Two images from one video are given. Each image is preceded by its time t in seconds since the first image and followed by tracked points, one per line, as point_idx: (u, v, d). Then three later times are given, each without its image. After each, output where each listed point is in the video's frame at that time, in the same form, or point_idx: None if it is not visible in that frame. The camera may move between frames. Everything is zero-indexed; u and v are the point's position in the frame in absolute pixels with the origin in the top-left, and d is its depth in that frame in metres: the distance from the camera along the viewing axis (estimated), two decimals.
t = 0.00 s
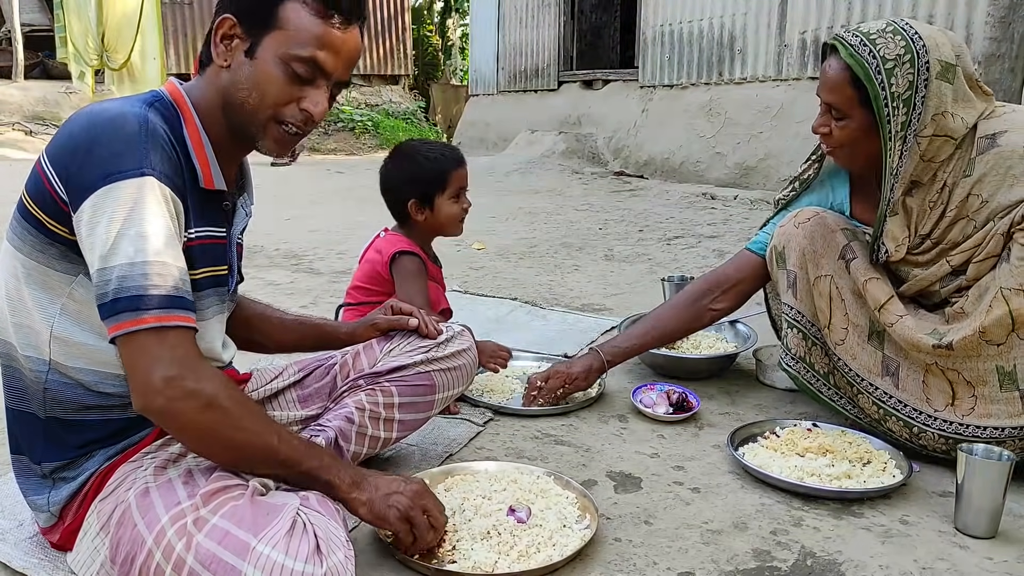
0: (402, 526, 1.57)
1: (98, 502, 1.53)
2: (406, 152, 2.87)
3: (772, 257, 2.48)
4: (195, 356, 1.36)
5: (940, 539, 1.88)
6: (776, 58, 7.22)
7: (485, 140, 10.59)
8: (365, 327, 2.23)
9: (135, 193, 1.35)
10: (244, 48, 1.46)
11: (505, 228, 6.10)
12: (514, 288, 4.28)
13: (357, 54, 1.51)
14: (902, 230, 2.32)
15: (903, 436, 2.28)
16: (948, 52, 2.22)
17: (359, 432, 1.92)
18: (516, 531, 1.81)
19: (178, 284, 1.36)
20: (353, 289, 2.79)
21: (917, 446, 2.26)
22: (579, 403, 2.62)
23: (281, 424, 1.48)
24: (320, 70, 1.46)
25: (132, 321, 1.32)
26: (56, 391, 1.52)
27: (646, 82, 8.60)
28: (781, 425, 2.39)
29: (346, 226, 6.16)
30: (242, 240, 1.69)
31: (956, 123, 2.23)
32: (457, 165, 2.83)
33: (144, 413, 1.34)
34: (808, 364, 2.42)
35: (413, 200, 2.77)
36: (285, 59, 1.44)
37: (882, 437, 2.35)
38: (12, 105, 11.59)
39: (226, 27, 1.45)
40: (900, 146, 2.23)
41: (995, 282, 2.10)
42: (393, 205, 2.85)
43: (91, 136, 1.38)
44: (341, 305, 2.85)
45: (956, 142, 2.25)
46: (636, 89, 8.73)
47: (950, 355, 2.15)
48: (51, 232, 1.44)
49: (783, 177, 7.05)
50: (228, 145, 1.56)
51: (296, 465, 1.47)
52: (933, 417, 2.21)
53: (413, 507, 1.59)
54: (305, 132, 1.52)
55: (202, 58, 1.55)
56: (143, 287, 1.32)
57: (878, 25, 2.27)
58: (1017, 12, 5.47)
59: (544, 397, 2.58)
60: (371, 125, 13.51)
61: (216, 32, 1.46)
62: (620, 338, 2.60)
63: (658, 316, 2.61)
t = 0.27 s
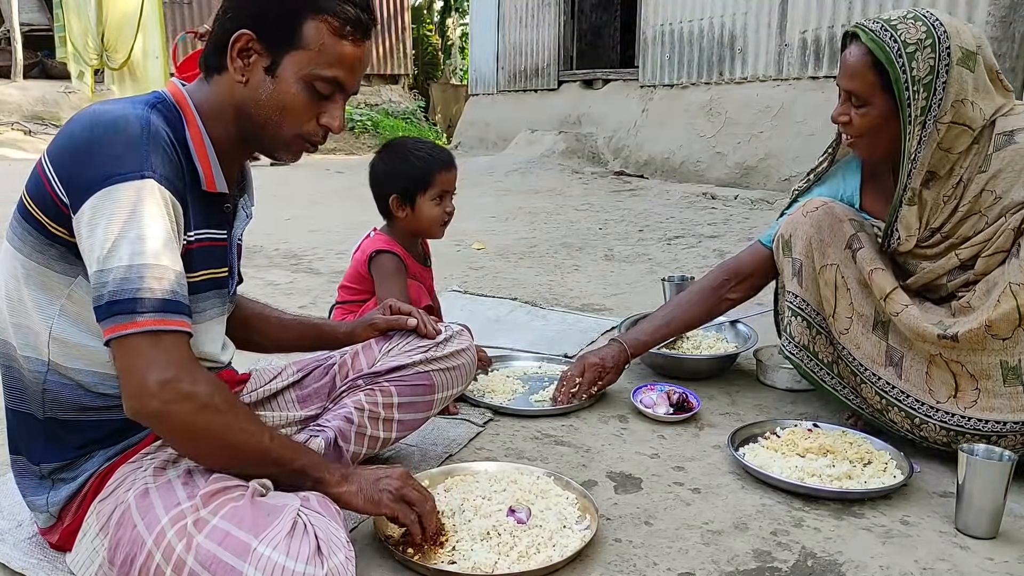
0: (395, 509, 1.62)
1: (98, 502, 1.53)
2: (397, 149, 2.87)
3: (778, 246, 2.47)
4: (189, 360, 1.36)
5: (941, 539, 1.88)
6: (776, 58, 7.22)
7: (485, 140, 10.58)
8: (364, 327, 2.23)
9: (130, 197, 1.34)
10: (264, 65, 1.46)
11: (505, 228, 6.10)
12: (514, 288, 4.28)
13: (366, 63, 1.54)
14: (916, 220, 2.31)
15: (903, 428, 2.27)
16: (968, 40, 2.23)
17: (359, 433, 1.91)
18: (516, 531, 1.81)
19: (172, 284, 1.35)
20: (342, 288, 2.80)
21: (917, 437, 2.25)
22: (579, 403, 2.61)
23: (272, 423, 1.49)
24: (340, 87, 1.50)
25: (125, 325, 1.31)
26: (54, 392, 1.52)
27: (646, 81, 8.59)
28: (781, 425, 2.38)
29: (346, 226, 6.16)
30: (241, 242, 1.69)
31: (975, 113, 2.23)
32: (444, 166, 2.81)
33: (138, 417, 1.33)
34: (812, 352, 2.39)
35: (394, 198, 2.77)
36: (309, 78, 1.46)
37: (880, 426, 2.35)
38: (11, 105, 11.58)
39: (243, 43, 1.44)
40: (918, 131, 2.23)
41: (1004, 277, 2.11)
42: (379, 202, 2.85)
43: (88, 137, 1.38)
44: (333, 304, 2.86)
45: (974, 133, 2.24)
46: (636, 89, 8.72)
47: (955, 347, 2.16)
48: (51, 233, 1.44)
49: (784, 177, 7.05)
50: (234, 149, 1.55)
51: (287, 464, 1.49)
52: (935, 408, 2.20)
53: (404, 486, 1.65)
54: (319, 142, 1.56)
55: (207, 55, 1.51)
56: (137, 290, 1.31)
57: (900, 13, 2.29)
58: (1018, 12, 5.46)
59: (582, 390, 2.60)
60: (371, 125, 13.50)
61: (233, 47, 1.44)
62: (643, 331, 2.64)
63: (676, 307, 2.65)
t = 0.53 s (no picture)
0: (420, 527, 1.57)
1: (99, 503, 1.53)
2: (397, 151, 2.86)
3: (781, 244, 2.48)
4: (216, 356, 1.36)
5: (940, 539, 1.88)
6: (776, 58, 7.22)
7: (485, 140, 10.59)
8: (364, 327, 2.23)
9: (142, 196, 1.35)
10: (264, 66, 1.46)
11: (505, 228, 6.10)
12: (514, 288, 4.28)
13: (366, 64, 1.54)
14: (918, 219, 2.32)
15: (905, 424, 2.28)
16: (981, 41, 2.24)
17: (359, 432, 1.92)
18: (516, 531, 1.81)
19: (193, 283, 1.35)
20: (344, 289, 2.81)
21: (919, 434, 2.26)
22: (579, 403, 2.61)
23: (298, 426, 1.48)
24: (340, 89, 1.50)
25: (152, 323, 1.32)
26: (57, 393, 1.52)
27: (646, 81, 8.59)
28: (781, 425, 2.39)
29: (346, 226, 6.16)
30: (242, 242, 1.68)
31: (982, 114, 2.23)
32: (444, 168, 2.80)
33: (166, 413, 1.34)
34: (814, 349, 2.40)
35: (395, 201, 2.77)
36: (310, 79, 1.46)
37: (882, 422, 2.36)
38: (11, 104, 11.59)
39: (244, 44, 1.44)
40: (924, 128, 2.24)
41: (1006, 276, 2.11)
42: (380, 204, 2.85)
43: (95, 137, 1.38)
44: (335, 304, 2.87)
45: (980, 134, 2.24)
46: (636, 89, 8.72)
47: (956, 344, 2.16)
48: (56, 235, 1.44)
49: (783, 177, 7.05)
50: (236, 148, 1.56)
51: (313, 469, 1.47)
52: (937, 405, 2.21)
53: (430, 505, 1.60)
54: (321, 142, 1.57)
55: (208, 53, 1.52)
56: (160, 291, 1.32)
57: (917, 7, 2.29)
58: (1017, 12, 5.46)
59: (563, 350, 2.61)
60: (371, 125, 13.51)
61: (234, 49, 1.45)
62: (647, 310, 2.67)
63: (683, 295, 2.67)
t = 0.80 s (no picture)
0: (394, 526, 1.57)
1: (98, 502, 1.53)
2: (397, 153, 2.86)
3: (777, 248, 2.47)
4: (191, 361, 1.36)
5: (940, 539, 1.88)
6: (776, 58, 7.22)
7: (485, 140, 10.58)
8: (364, 327, 2.23)
9: (131, 198, 1.35)
10: (266, 66, 1.46)
11: (505, 228, 6.10)
12: (514, 288, 4.28)
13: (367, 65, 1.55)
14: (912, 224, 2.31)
15: (903, 428, 2.28)
16: (973, 52, 2.21)
17: (359, 433, 1.92)
18: (515, 531, 1.81)
19: (175, 284, 1.35)
20: (348, 288, 2.81)
21: (917, 437, 2.26)
22: (579, 403, 2.61)
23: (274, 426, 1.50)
24: (341, 89, 1.51)
25: (129, 325, 1.32)
26: (55, 391, 1.52)
27: (646, 81, 8.59)
28: (781, 425, 2.39)
29: (346, 226, 6.16)
30: (239, 241, 1.69)
31: (976, 125, 2.22)
32: (446, 166, 2.81)
33: (142, 415, 1.35)
34: (811, 353, 2.41)
35: (400, 203, 2.77)
36: (311, 79, 1.47)
37: (880, 426, 2.35)
38: (11, 105, 11.58)
39: (247, 44, 1.44)
40: (922, 148, 2.23)
41: (1001, 278, 2.11)
42: (384, 206, 2.85)
43: (89, 137, 1.38)
44: (338, 303, 2.87)
45: (975, 143, 2.24)
46: (636, 89, 8.72)
47: (952, 347, 2.16)
48: (53, 234, 1.44)
49: (783, 177, 7.05)
50: (232, 149, 1.56)
51: (287, 468, 1.50)
52: (934, 409, 2.21)
53: (406, 502, 1.59)
54: (319, 141, 1.57)
55: (208, 56, 1.51)
56: (139, 291, 1.32)
57: (904, 23, 2.27)
58: (1017, 12, 5.47)
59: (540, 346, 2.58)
60: (371, 125, 13.51)
61: (236, 48, 1.44)
62: (630, 303, 2.65)
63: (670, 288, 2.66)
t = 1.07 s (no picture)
0: (403, 504, 1.63)
1: (98, 502, 1.53)
2: (397, 153, 2.87)
3: (775, 257, 2.45)
4: (196, 354, 1.36)
5: (939, 539, 1.88)
6: (776, 58, 7.22)
7: (485, 140, 10.58)
8: (363, 327, 2.22)
9: (135, 194, 1.35)
10: (260, 65, 1.46)
11: (504, 228, 6.10)
12: (513, 288, 4.28)
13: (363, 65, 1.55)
14: (909, 227, 2.31)
15: (909, 436, 2.27)
16: (959, 47, 2.23)
17: (359, 433, 1.91)
18: (515, 531, 1.81)
19: (180, 281, 1.35)
20: (348, 288, 2.81)
21: (922, 445, 2.25)
22: (578, 403, 2.61)
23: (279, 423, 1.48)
24: (335, 88, 1.51)
25: (132, 320, 1.31)
26: (54, 392, 1.52)
27: (646, 81, 8.59)
28: (780, 425, 2.39)
29: (346, 226, 6.17)
30: (237, 242, 1.69)
31: (964, 119, 2.23)
32: (445, 164, 2.81)
33: (147, 413, 1.34)
34: (814, 362, 2.39)
35: (400, 200, 2.77)
36: (306, 78, 1.46)
37: (886, 435, 2.34)
38: (11, 105, 11.59)
39: (240, 42, 1.44)
40: (909, 138, 2.23)
41: (1000, 281, 2.12)
42: (384, 205, 2.85)
43: (91, 137, 1.38)
44: (339, 302, 2.88)
45: (964, 140, 2.25)
46: (636, 89, 8.72)
47: (954, 354, 2.16)
48: (53, 234, 1.44)
49: (783, 177, 7.05)
50: (230, 149, 1.56)
51: (295, 464, 1.48)
52: (939, 416, 2.21)
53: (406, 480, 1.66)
54: (316, 140, 1.57)
55: (206, 56, 1.52)
56: (146, 285, 1.32)
57: (891, 19, 2.28)
58: (1016, 12, 5.47)
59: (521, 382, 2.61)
60: (370, 125, 13.51)
61: (230, 47, 1.45)
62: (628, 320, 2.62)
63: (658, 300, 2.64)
